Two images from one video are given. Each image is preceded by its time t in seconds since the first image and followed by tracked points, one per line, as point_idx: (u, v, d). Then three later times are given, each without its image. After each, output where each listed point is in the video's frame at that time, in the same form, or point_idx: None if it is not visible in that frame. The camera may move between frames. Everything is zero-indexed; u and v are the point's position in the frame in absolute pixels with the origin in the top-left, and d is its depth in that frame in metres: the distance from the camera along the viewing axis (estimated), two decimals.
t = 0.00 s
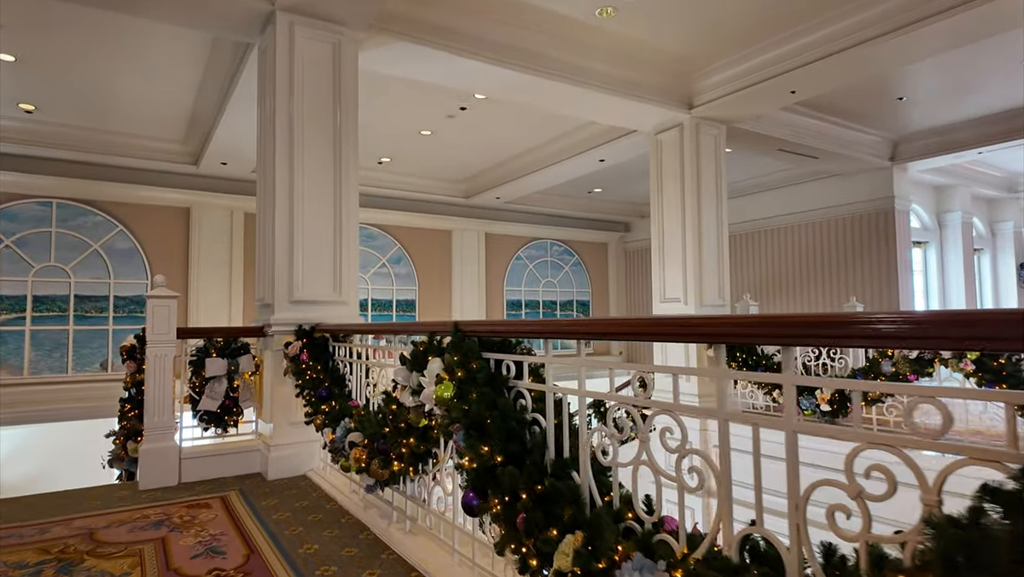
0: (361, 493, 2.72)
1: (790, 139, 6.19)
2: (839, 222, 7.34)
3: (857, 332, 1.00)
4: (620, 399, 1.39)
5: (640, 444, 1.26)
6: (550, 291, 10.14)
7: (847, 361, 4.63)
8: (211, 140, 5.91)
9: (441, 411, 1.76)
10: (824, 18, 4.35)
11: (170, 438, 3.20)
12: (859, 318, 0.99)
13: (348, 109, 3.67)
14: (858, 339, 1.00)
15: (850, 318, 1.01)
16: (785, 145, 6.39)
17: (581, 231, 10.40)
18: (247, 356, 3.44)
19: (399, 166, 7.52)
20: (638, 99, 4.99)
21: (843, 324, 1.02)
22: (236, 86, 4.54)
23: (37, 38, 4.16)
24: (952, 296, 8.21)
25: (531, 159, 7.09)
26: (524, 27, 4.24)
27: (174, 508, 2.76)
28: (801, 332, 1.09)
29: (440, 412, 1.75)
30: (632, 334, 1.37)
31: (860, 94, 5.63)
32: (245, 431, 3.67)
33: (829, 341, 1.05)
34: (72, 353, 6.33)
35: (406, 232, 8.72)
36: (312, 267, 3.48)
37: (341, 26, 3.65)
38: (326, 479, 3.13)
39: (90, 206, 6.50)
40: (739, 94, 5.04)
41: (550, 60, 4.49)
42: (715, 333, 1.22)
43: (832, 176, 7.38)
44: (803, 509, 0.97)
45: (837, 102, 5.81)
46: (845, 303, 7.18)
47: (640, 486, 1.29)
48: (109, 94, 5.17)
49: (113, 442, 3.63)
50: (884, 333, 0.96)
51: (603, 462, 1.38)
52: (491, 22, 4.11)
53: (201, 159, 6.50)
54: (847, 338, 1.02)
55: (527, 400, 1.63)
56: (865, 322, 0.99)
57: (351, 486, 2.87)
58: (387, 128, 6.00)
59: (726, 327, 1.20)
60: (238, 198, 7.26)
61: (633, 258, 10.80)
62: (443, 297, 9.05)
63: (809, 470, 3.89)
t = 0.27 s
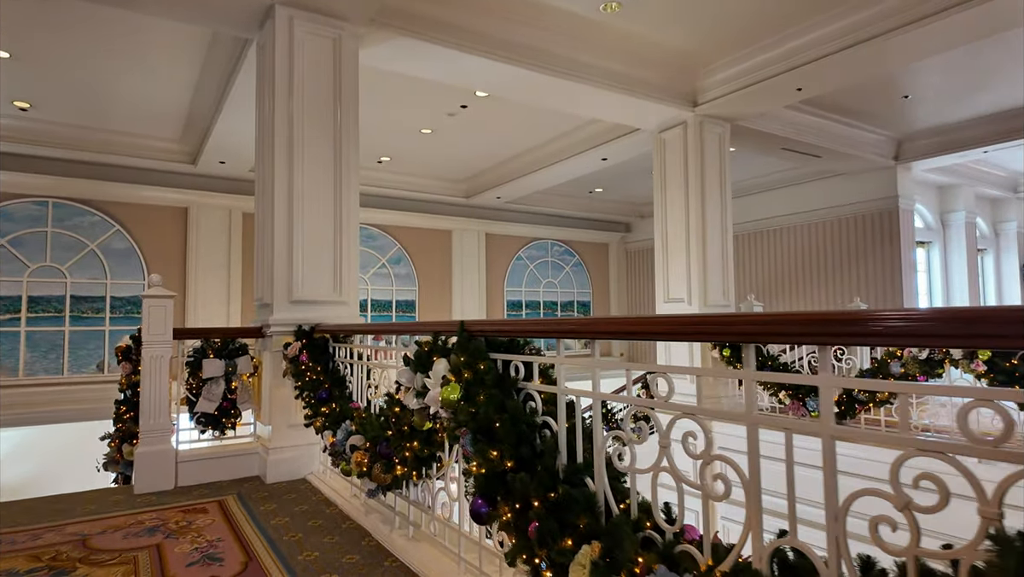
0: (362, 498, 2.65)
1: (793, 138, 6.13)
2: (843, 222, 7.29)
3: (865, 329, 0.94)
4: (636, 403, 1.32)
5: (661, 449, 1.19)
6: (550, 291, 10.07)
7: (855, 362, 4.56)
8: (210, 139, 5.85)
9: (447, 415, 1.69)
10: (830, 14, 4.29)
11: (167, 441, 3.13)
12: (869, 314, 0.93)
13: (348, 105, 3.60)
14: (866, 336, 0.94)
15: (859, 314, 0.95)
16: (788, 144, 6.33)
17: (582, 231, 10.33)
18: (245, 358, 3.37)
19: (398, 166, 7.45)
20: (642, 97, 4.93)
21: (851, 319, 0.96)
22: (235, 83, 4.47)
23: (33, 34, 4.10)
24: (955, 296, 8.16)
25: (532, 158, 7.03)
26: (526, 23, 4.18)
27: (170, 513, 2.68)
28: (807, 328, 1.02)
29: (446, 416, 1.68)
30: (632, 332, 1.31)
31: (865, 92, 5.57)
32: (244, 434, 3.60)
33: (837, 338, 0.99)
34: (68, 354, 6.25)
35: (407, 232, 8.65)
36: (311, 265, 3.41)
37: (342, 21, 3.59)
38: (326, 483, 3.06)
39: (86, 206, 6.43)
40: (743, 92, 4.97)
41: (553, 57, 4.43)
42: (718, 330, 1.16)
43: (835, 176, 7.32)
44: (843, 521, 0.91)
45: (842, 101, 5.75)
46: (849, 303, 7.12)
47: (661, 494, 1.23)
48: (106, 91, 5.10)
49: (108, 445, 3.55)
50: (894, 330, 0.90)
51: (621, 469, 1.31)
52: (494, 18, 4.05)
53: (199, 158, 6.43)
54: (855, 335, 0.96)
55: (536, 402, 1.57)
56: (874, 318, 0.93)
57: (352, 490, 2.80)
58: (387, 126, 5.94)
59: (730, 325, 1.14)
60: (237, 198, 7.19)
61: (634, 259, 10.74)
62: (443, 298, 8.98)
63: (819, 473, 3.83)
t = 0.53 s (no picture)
0: (363, 505, 2.57)
1: (795, 138, 6.09)
2: (843, 222, 7.26)
3: (873, 333, 0.92)
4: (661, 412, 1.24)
5: (692, 460, 1.12)
6: (548, 292, 10.00)
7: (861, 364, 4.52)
8: (204, 136, 5.74)
9: (455, 422, 1.62)
10: (834, 12, 4.24)
11: (160, 446, 3.04)
12: (877, 319, 0.92)
13: (347, 100, 3.53)
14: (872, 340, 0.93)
15: (867, 318, 0.94)
16: (789, 143, 6.29)
17: (580, 231, 10.27)
18: (241, 359, 3.28)
19: (396, 164, 7.36)
20: (644, 95, 4.87)
21: (858, 324, 0.94)
22: (231, 79, 4.38)
23: (22, 27, 3.99)
24: (954, 297, 8.16)
25: (531, 157, 6.96)
26: (528, 17, 4.10)
27: (164, 521, 2.59)
28: (810, 331, 1.00)
29: (455, 422, 1.60)
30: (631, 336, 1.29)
31: (867, 91, 5.53)
32: (239, 437, 3.51)
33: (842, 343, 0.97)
34: (58, 356, 6.12)
35: (403, 231, 8.55)
36: (310, 264, 3.33)
37: (341, 14, 3.51)
38: (324, 489, 2.97)
39: (77, 204, 6.31)
40: (746, 90, 4.92)
41: (555, 53, 4.36)
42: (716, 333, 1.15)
43: (834, 176, 7.29)
44: (900, 540, 0.84)
45: (843, 100, 5.71)
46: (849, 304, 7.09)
47: (685, 508, 1.16)
48: (97, 87, 4.99)
49: (99, 449, 3.45)
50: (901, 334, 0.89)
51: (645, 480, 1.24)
52: (495, 12, 3.98)
53: (193, 156, 6.32)
54: (859, 339, 0.95)
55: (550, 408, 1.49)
56: (882, 323, 0.91)
57: (352, 497, 2.72)
58: (384, 124, 5.85)
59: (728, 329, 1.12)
60: (230, 196, 7.08)
61: (632, 259, 10.69)
62: (440, 298, 8.88)
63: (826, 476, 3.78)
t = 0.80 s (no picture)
0: (363, 514, 2.48)
1: (795, 138, 6.05)
2: (841, 224, 7.23)
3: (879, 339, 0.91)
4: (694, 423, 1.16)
5: (729, 474, 1.05)
6: (544, 293, 9.92)
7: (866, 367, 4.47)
8: (195, 134, 5.62)
9: (467, 430, 1.53)
10: (838, 10, 4.18)
11: (151, 453, 2.93)
12: (883, 325, 0.91)
13: (345, 95, 3.43)
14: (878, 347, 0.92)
15: (875, 324, 0.92)
16: (789, 144, 6.24)
17: (576, 232, 10.20)
18: (236, 363, 3.17)
19: (391, 164, 7.26)
20: (644, 94, 4.81)
21: (865, 330, 0.93)
22: (225, 74, 4.28)
23: (9, 19, 3.88)
24: (950, 299, 8.16)
25: (529, 156, 6.88)
26: (529, 13, 4.02)
27: (154, 531, 2.49)
28: (819, 338, 0.99)
29: (467, 430, 1.52)
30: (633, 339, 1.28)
31: (867, 91, 5.49)
32: (232, 443, 3.40)
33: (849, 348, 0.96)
34: (44, 358, 5.98)
35: (398, 232, 8.45)
36: (307, 264, 3.24)
37: (339, 8, 3.42)
38: (321, 496, 2.87)
39: (65, 203, 6.17)
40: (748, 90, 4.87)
41: (556, 50, 4.29)
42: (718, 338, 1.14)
43: (832, 178, 7.27)
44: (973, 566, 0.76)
45: (844, 100, 5.67)
46: (847, 305, 7.05)
47: (720, 526, 1.09)
48: (85, 82, 4.86)
49: (86, 456, 3.34)
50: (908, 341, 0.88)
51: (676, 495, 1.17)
52: (495, 8, 3.89)
53: (185, 154, 6.19)
54: (865, 345, 0.94)
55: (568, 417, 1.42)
56: (890, 329, 0.90)
57: (351, 505, 2.62)
58: (380, 122, 5.76)
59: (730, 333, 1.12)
60: (223, 195, 6.96)
61: (628, 260, 10.63)
62: (435, 300, 8.78)
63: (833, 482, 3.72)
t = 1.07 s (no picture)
0: (360, 525, 2.36)
1: (794, 138, 5.99)
2: (839, 224, 7.19)
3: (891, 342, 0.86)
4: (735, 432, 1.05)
5: (778, 491, 0.94)
6: (539, 294, 9.82)
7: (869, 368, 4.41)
8: (184, 130, 5.48)
9: (476, 439, 1.42)
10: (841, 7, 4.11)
11: (135, 460, 2.80)
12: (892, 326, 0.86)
13: (341, 88, 3.32)
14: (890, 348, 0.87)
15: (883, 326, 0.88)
16: (788, 144, 6.19)
17: (571, 233, 10.11)
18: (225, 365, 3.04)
19: (385, 162, 7.13)
20: (644, 91, 4.72)
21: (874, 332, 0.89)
22: (216, 68, 4.15)
23: None
24: (946, 300, 8.15)
25: (525, 155, 6.79)
26: (528, 6, 3.92)
27: (138, 544, 2.36)
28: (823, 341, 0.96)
29: (476, 439, 1.41)
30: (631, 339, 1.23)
31: (867, 90, 5.44)
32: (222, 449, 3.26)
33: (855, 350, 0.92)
34: (27, 360, 5.81)
35: (392, 232, 8.33)
36: (300, 263, 3.12)
37: None
38: (315, 505, 2.75)
39: (50, 201, 6.01)
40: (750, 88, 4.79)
41: (555, 45, 4.20)
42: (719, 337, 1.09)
43: (830, 178, 7.22)
44: None
45: (844, 99, 5.61)
46: (846, 307, 7.00)
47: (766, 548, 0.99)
48: (69, 76, 4.71)
49: (68, 463, 3.20)
50: (920, 342, 0.83)
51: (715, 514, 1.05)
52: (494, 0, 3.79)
53: (173, 152, 6.04)
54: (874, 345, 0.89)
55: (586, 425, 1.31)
56: (900, 330, 0.86)
57: (346, 514, 2.51)
58: (374, 119, 5.64)
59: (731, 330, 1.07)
60: (212, 194, 6.81)
61: (623, 261, 10.56)
62: (429, 301, 8.66)
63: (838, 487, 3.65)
